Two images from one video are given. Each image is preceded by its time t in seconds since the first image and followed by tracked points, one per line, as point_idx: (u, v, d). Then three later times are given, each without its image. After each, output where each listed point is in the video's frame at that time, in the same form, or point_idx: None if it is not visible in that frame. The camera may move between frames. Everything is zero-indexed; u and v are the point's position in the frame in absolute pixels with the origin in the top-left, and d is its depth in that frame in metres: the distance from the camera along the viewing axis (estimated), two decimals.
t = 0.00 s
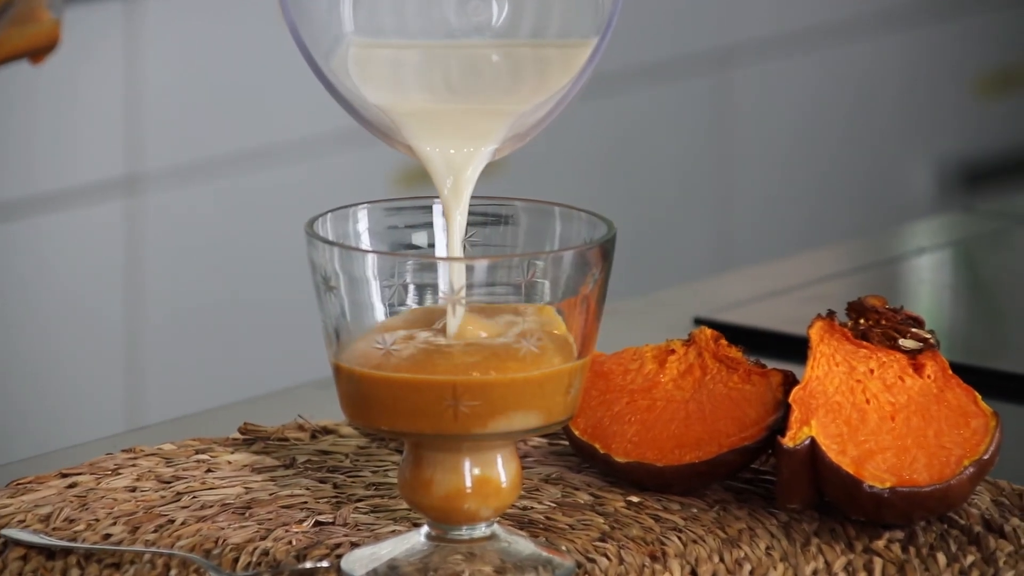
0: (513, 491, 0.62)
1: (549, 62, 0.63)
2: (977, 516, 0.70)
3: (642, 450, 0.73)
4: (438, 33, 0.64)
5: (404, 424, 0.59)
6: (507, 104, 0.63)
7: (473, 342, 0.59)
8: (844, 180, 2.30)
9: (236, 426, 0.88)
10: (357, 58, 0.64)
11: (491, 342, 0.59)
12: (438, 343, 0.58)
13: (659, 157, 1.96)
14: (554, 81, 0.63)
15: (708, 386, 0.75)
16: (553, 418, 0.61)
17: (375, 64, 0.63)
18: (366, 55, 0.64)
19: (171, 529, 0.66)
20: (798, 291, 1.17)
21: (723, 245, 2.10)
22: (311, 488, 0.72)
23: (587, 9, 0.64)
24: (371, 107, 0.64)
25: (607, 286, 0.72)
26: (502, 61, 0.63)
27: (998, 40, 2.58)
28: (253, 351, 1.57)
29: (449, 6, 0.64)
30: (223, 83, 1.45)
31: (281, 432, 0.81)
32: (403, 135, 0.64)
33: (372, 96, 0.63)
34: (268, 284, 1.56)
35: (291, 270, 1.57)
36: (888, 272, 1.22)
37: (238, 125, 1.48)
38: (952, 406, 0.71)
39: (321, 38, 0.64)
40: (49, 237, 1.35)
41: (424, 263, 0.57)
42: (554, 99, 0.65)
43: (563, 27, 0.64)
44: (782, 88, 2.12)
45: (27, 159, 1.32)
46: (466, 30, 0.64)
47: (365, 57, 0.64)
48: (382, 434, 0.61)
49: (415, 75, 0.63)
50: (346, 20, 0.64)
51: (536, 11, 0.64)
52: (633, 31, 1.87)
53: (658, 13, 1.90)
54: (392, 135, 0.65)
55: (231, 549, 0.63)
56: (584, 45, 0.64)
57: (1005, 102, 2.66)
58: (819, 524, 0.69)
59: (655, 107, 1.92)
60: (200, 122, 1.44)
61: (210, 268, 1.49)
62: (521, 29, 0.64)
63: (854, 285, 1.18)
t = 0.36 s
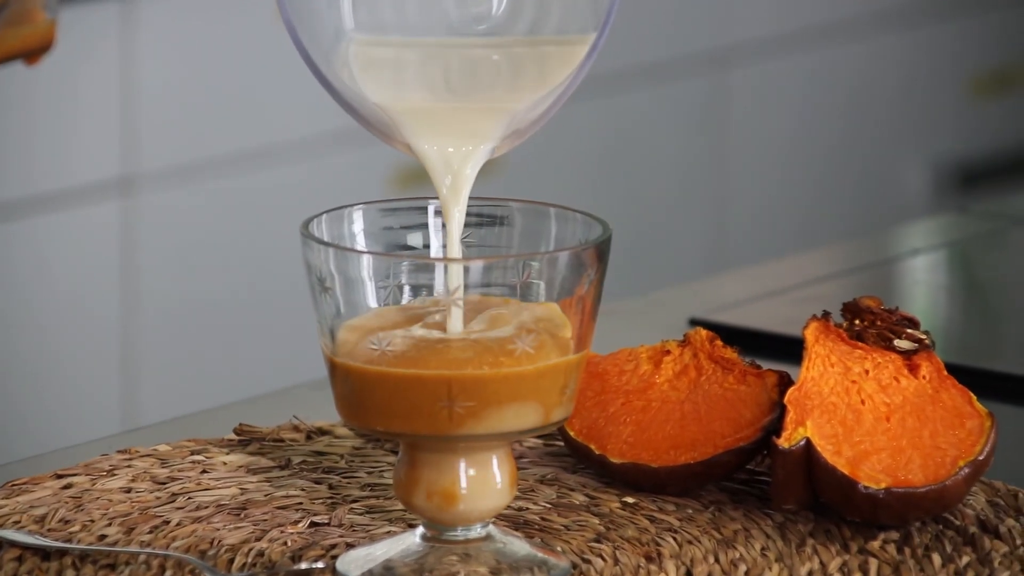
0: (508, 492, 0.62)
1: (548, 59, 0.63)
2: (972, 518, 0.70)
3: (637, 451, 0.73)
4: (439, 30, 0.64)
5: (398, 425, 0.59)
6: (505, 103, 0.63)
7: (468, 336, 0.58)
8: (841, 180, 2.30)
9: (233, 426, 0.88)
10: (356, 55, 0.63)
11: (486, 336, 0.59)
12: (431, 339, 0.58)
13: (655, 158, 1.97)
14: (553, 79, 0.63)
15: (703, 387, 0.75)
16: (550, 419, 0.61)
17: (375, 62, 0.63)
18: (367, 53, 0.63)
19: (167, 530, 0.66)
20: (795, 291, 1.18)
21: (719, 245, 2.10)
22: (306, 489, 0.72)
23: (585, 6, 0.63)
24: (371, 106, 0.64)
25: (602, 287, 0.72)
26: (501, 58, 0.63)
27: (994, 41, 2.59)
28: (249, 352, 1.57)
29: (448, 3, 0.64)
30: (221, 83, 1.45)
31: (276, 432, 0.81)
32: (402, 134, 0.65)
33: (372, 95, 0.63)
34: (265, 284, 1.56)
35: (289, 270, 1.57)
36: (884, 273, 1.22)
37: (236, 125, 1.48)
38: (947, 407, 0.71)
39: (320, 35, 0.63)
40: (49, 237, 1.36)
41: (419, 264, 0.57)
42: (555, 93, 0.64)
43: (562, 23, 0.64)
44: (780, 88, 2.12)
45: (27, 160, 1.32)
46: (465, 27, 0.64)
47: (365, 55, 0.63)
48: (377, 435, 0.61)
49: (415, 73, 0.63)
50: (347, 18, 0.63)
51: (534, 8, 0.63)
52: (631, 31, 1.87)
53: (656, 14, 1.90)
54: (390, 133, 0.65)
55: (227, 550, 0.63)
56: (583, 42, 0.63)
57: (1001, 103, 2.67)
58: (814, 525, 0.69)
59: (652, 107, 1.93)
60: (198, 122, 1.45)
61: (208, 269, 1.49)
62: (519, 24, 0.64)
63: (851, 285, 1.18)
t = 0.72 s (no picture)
0: (505, 493, 0.62)
1: (544, 56, 0.63)
2: (968, 518, 0.70)
3: (634, 453, 0.73)
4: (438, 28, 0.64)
5: (395, 426, 0.59)
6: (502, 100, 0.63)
7: (464, 333, 0.58)
8: (838, 181, 2.30)
9: (229, 427, 0.88)
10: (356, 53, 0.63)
11: (484, 333, 0.58)
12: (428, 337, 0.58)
13: (652, 158, 1.97)
14: (551, 77, 0.63)
15: (700, 388, 0.75)
16: (547, 420, 0.61)
17: (374, 61, 0.63)
18: (366, 52, 0.63)
19: (163, 531, 0.66)
20: (790, 292, 1.18)
21: (716, 246, 2.10)
22: (303, 490, 0.72)
23: (584, 2, 0.64)
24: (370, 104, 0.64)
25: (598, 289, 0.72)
26: (497, 55, 0.63)
27: (991, 41, 2.59)
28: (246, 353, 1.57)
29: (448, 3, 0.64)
30: (218, 83, 1.46)
31: (273, 433, 0.81)
32: (399, 133, 0.64)
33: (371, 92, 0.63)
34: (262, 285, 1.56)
35: (286, 271, 1.57)
36: (880, 273, 1.22)
37: (234, 125, 1.49)
38: (943, 408, 0.71)
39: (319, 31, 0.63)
40: (47, 237, 1.36)
41: (415, 265, 0.57)
42: (551, 91, 0.64)
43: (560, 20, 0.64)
44: (777, 89, 2.12)
45: (26, 159, 1.32)
46: (464, 23, 0.64)
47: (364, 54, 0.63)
48: (373, 437, 0.61)
49: (413, 71, 0.64)
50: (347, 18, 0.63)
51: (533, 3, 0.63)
52: (628, 31, 1.87)
53: (654, 14, 1.91)
54: (386, 133, 0.65)
55: (222, 551, 0.63)
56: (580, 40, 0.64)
57: (998, 104, 2.67)
58: (810, 526, 0.69)
59: (649, 107, 1.93)
60: (194, 122, 1.45)
61: (204, 269, 1.49)
62: (516, 20, 0.64)
63: (847, 285, 1.18)
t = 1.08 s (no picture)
0: (502, 494, 0.62)
1: (545, 46, 0.63)
2: (965, 519, 0.70)
3: (631, 453, 0.73)
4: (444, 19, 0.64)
5: (392, 427, 0.59)
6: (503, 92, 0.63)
7: (462, 329, 0.58)
8: (837, 181, 2.30)
9: (227, 427, 0.88)
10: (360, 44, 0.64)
11: (482, 330, 0.58)
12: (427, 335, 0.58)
13: (650, 159, 1.97)
14: (552, 67, 0.63)
15: (696, 389, 0.75)
16: (546, 420, 0.61)
17: (378, 55, 0.64)
18: (370, 43, 0.64)
19: (160, 532, 0.66)
20: (788, 293, 1.17)
21: (714, 246, 2.10)
22: (300, 491, 0.72)
23: None
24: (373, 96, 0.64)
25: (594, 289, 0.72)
26: (498, 49, 0.63)
27: (989, 41, 2.59)
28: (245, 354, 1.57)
29: None
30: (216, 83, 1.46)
31: (270, 434, 0.81)
32: (401, 126, 0.64)
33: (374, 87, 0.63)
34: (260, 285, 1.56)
35: (285, 271, 1.57)
36: (877, 273, 1.22)
37: (233, 126, 1.49)
38: (940, 408, 0.71)
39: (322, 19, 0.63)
40: (45, 237, 1.36)
41: (413, 265, 0.56)
42: (553, 81, 0.64)
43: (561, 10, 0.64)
44: (775, 89, 2.13)
45: (24, 160, 1.33)
46: (467, 8, 0.64)
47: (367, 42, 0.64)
48: (370, 437, 0.61)
49: (414, 64, 0.64)
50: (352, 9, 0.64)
51: None
52: (626, 31, 1.87)
53: (652, 14, 1.91)
54: (388, 127, 0.65)
55: (219, 552, 0.63)
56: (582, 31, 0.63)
57: (996, 104, 2.67)
58: (807, 527, 0.69)
59: (648, 107, 1.93)
60: (193, 122, 1.45)
61: (202, 269, 1.49)
62: (518, 9, 0.64)
63: (844, 286, 1.18)
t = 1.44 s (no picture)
0: (501, 494, 0.62)
1: (536, 54, 0.63)
2: (964, 519, 0.70)
3: (630, 454, 0.73)
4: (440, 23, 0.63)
5: (389, 428, 0.59)
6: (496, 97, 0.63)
7: (459, 323, 0.58)
8: (836, 181, 2.30)
9: (226, 428, 0.88)
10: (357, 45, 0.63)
11: (480, 331, 0.58)
12: (426, 333, 0.58)
13: (649, 160, 1.97)
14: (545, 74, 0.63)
15: (696, 389, 0.75)
16: (546, 420, 0.61)
17: (374, 57, 0.63)
18: (370, 45, 0.63)
19: (159, 532, 0.66)
20: (786, 294, 1.17)
21: (713, 247, 2.10)
22: (299, 491, 0.72)
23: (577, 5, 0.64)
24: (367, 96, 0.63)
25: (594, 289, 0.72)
26: (494, 56, 0.63)
27: (988, 42, 2.59)
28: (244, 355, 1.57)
29: None
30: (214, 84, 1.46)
31: (269, 434, 0.81)
32: (393, 129, 0.65)
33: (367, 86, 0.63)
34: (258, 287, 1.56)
35: (283, 272, 1.57)
36: (875, 274, 1.22)
37: (230, 128, 1.48)
38: (939, 408, 0.71)
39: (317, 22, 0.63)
40: (45, 238, 1.36)
41: (412, 266, 0.56)
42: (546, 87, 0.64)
43: (556, 14, 0.63)
44: (774, 89, 2.13)
45: (22, 163, 1.32)
46: (464, 6, 0.64)
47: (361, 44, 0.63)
48: (369, 438, 0.61)
49: (410, 66, 0.63)
50: (350, 12, 0.63)
51: None
52: (624, 32, 1.87)
53: (650, 15, 1.91)
54: (381, 130, 0.65)
55: (219, 552, 0.63)
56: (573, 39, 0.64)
57: (995, 104, 2.67)
58: (807, 528, 0.69)
59: (647, 107, 1.93)
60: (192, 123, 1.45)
61: (201, 270, 1.49)
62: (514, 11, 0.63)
63: (843, 286, 1.18)
